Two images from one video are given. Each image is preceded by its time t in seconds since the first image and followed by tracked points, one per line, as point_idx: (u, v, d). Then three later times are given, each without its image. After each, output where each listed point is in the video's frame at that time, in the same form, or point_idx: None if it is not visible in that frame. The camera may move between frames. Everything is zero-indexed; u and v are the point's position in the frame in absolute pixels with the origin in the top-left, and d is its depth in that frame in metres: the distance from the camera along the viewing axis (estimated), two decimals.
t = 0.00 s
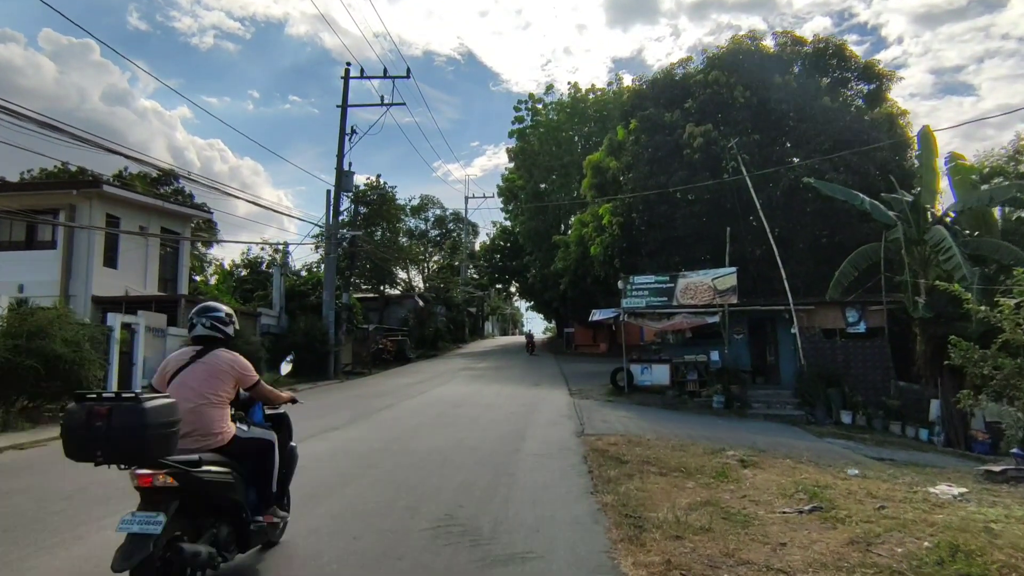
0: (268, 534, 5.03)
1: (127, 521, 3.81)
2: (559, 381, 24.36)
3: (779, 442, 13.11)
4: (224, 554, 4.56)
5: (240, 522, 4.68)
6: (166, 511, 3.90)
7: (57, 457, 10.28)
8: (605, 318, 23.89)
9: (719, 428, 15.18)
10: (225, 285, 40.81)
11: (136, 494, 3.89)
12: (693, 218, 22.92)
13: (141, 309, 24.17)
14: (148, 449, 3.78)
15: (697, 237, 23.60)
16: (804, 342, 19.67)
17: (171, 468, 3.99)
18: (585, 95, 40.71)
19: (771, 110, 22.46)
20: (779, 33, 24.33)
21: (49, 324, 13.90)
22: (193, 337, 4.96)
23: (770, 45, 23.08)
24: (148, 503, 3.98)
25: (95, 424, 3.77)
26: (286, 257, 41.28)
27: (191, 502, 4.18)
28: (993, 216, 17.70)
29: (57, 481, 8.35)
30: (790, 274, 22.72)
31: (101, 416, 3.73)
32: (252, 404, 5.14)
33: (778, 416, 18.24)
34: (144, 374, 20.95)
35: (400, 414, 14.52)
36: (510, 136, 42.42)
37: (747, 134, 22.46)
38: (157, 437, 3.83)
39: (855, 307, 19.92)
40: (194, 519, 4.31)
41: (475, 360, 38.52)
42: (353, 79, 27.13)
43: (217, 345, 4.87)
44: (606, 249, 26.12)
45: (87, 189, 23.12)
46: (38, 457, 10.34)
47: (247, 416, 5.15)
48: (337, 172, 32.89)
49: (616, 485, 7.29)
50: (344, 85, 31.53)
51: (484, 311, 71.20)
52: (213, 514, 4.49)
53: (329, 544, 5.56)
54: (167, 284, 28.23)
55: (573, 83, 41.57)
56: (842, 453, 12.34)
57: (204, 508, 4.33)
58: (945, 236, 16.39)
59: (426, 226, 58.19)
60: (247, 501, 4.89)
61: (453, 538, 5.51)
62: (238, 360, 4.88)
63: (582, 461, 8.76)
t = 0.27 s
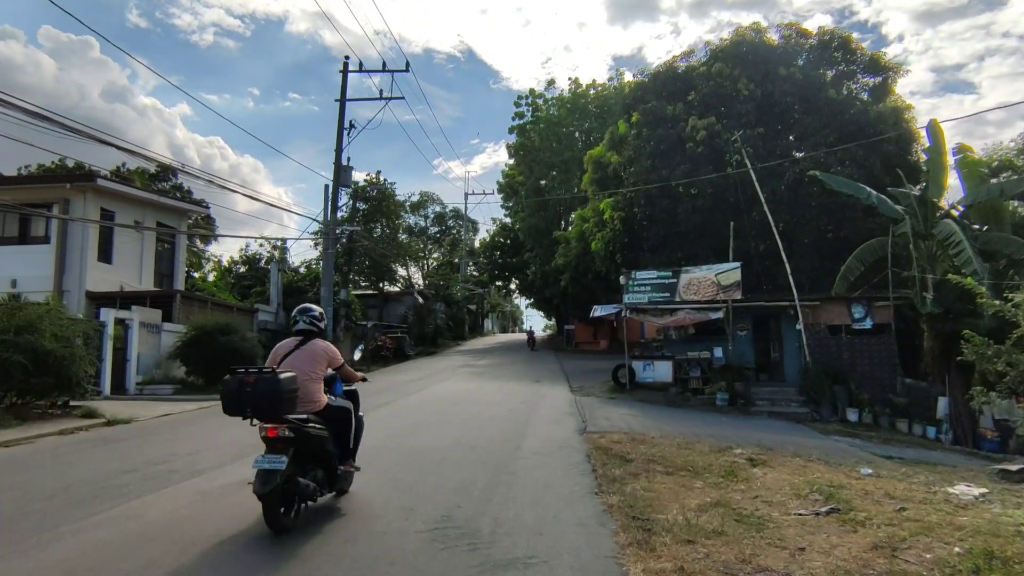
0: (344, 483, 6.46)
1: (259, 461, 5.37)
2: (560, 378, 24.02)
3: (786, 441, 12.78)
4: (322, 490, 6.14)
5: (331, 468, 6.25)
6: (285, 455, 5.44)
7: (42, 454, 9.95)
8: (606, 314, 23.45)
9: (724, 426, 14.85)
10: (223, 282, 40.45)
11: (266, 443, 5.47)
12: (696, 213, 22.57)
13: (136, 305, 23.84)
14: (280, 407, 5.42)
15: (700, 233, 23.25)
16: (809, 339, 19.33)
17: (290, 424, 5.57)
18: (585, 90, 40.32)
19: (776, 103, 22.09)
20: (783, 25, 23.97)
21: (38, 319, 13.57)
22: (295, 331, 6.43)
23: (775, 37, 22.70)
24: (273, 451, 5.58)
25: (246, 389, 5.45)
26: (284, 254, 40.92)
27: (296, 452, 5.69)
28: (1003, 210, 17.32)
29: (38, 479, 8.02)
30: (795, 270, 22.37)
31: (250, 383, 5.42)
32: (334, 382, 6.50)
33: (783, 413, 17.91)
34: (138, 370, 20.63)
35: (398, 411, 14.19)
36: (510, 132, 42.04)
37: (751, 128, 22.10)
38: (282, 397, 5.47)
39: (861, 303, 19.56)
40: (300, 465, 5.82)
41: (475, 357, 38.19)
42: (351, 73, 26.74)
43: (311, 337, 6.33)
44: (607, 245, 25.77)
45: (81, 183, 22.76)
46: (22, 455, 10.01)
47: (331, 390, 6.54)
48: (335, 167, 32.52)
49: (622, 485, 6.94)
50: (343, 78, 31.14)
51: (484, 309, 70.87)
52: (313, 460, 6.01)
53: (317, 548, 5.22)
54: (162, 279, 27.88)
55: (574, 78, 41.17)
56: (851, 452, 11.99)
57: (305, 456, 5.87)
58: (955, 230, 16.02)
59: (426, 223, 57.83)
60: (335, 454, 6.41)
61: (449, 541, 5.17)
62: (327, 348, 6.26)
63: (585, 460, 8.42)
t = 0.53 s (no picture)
0: (395, 457, 7.74)
1: (334, 435, 6.72)
2: (561, 377, 23.68)
3: (793, 444, 12.43)
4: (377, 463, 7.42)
5: (386, 444, 7.57)
6: (355, 431, 6.77)
7: (25, 459, 9.59)
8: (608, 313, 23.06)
9: (729, 428, 14.50)
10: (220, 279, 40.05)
11: (339, 422, 6.81)
12: (700, 210, 22.21)
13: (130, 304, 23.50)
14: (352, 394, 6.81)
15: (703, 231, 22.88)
16: (815, 338, 18.99)
17: (358, 408, 6.91)
18: (586, 87, 39.91)
19: (781, 99, 21.70)
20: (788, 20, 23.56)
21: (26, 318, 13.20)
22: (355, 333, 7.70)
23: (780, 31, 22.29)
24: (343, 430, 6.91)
25: (326, 380, 6.84)
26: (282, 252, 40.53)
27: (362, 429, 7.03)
28: (1015, 207, 16.95)
29: (18, 486, 7.66)
30: (799, 268, 22.02)
31: (330, 374, 6.83)
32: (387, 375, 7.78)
33: (789, 414, 17.57)
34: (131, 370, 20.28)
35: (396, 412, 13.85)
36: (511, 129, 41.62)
37: (756, 123, 21.72)
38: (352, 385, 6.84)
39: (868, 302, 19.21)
40: (365, 440, 7.15)
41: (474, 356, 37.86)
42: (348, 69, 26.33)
43: (370, 338, 7.59)
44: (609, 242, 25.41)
45: (74, 179, 22.36)
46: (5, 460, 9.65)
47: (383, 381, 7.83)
48: (333, 164, 32.11)
49: (629, 495, 6.59)
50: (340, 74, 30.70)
51: (484, 307, 70.51)
52: (373, 437, 7.33)
53: (305, 566, 4.88)
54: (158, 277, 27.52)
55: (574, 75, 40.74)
56: (862, 456, 11.65)
57: (368, 433, 7.19)
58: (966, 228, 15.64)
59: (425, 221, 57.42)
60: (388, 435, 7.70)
61: (447, 560, 4.83)
62: (382, 347, 7.54)
63: (589, 466, 8.09)
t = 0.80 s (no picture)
0: (427, 432, 9.01)
1: (381, 411, 8.03)
2: (562, 375, 23.33)
3: (800, 442, 12.09)
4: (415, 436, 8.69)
5: (421, 419, 8.83)
6: (398, 408, 8.08)
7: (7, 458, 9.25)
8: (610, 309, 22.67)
9: (734, 425, 14.17)
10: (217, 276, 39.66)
11: (384, 400, 8.12)
12: (703, 204, 21.86)
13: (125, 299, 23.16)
14: (396, 378, 8.09)
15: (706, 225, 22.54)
16: (820, 334, 18.65)
17: (400, 389, 8.20)
18: (587, 82, 39.50)
19: (786, 91, 21.32)
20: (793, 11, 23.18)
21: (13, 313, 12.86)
22: (395, 327, 8.88)
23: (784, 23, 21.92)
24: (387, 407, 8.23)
25: (376, 365, 8.15)
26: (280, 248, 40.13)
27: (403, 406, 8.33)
28: None
29: None
30: (804, 263, 21.67)
31: (377, 361, 8.14)
32: (420, 362, 8.99)
33: (794, 411, 17.24)
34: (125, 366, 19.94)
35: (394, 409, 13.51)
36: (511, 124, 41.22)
37: (760, 116, 21.36)
38: (396, 371, 8.13)
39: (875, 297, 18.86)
40: (405, 416, 8.45)
41: (474, 353, 37.51)
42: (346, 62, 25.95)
43: (408, 331, 8.77)
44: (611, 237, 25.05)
45: (67, 173, 21.98)
46: None
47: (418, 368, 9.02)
48: (331, 159, 31.73)
49: (636, 496, 6.26)
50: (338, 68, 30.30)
51: (484, 304, 70.12)
52: (412, 413, 8.62)
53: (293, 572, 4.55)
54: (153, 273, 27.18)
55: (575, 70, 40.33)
56: (872, 454, 11.32)
57: (408, 409, 8.51)
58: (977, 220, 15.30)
59: (425, 217, 57.01)
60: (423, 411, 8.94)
61: (444, 565, 4.51)
62: (418, 339, 8.72)
63: (593, 465, 7.75)
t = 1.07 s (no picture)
0: (446, 412, 9.94)
1: (408, 391, 9.00)
2: (559, 365, 23.02)
3: (802, 436, 11.79)
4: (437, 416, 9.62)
5: (442, 402, 9.77)
6: (423, 389, 9.04)
7: None
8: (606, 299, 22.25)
9: (735, 418, 13.88)
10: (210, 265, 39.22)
11: (410, 382, 9.06)
12: (703, 192, 21.51)
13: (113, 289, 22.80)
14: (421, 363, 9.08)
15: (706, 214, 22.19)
16: (821, 324, 18.37)
17: (425, 373, 9.18)
18: (584, 70, 39.00)
19: (788, 76, 20.92)
20: None
21: None
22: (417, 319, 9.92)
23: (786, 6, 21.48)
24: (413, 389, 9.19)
25: (404, 352, 9.21)
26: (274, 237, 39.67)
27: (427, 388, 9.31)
28: None
29: None
30: (805, 252, 21.35)
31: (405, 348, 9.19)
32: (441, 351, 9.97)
33: (794, 403, 16.95)
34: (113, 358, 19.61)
35: (387, 403, 13.19)
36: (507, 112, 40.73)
37: (761, 102, 20.97)
38: (421, 357, 9.17)
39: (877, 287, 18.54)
40: (429, 397, 9.42)
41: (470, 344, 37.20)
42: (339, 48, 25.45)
43: (429, 324, 9.73)
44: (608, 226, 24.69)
45: (53, 161, 21.52)
46: None
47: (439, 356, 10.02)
48: (325, 147, 31.24)
49: (637, 498, 5.94)
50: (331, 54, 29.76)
51: (481, 294, 69.71)
52: (434, 395, 9.59)
53: None
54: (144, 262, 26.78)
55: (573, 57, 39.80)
56: (876, 448, 11.04)
57: (430, 391, 9.47)
58: (983, 208, 14.98)
59: (421, 207, 56.49)
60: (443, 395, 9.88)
61: None
62: (438, 331, 9.67)
63: (592, 462, 7.46)
